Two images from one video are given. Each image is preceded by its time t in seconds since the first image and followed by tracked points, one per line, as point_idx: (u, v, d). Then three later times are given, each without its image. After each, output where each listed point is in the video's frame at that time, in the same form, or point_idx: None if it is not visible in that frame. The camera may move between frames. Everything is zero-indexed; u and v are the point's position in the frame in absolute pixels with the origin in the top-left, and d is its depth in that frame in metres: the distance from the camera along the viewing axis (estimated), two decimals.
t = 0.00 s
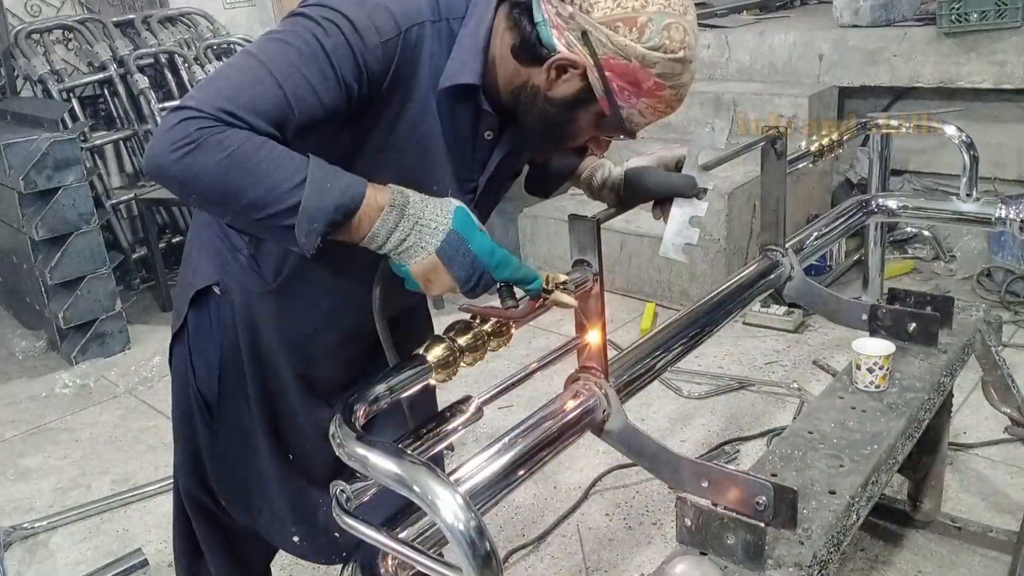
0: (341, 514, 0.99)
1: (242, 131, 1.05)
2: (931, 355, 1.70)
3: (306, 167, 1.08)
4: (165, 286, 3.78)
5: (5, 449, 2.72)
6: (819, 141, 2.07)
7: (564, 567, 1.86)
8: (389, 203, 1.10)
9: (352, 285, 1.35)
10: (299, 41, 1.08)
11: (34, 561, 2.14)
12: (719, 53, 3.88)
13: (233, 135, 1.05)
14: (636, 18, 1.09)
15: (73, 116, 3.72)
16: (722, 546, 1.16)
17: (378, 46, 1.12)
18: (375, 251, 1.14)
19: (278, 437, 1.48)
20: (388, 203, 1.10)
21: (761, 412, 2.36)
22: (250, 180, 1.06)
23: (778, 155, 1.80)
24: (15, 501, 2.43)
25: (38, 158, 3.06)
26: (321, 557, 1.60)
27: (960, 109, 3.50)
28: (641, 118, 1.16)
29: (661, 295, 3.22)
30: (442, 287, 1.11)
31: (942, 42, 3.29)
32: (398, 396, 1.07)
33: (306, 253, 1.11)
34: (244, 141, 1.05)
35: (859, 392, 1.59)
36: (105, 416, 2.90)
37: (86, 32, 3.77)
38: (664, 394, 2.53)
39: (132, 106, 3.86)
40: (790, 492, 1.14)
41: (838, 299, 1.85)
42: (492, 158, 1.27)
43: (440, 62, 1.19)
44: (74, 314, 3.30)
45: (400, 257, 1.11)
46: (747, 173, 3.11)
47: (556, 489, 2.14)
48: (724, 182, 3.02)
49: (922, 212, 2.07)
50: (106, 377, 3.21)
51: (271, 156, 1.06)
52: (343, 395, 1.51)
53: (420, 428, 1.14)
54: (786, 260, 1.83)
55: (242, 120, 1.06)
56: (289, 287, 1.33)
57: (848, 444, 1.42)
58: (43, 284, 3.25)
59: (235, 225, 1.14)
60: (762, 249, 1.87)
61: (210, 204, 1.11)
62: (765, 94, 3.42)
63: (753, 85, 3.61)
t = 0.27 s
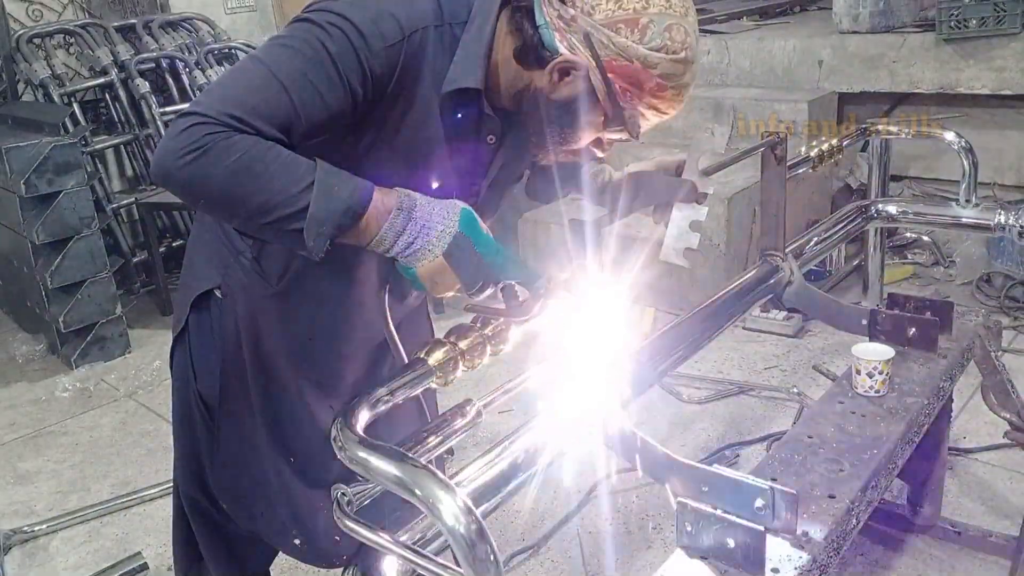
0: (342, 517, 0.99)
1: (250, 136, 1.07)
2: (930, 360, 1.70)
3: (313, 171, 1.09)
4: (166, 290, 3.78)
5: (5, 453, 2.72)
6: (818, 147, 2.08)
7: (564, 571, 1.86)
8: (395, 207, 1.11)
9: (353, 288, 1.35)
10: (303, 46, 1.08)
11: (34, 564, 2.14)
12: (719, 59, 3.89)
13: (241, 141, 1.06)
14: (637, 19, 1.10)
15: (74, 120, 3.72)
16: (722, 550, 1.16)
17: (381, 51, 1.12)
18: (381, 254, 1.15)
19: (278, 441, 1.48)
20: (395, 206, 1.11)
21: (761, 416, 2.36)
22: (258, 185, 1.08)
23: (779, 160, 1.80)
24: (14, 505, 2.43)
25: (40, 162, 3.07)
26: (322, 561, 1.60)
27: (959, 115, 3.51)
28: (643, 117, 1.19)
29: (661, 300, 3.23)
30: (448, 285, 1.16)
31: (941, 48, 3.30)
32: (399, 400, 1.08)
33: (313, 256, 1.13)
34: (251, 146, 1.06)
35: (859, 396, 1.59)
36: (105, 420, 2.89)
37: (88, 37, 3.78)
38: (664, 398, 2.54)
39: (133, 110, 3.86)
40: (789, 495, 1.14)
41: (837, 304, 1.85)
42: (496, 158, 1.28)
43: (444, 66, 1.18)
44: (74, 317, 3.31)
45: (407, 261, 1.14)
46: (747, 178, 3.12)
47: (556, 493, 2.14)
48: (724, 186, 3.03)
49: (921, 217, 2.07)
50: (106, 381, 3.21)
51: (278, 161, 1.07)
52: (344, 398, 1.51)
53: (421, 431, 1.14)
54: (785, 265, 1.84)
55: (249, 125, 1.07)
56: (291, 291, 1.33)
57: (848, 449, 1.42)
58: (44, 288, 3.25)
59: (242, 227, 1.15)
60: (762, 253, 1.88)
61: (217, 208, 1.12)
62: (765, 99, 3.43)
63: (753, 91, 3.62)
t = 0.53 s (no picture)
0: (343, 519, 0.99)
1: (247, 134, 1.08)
2: (930, 362, 1.70)
3: (309, 173, 1.09)
4: (166, 293, 3.78)
5: (6, 456, 2.72)
6: (818, 150, 2.08)
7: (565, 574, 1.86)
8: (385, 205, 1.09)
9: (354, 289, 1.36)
10: (304, 47, 1.09)
11: (34, 567, 2.14)
12: (719, 62, 3.90)
13: (238, 139, 1.07)
14: (637, 21, 1.10)
15: (75, 122, 3.73)
16: (723, 553, 1.17)
17: (381, 53, 1.12)
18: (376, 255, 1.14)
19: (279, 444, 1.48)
20: (391, 207, 1.10)
21: (761, 419, 2.37)
22: (253, 184, 1.08)
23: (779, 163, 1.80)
24: (15, 507, 2.43)
25: (41, 165, 3.08)
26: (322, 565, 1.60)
27: (959, 118, 3.51)
28: (644, 121, 1.17)
29: (661, 302, 3.23)
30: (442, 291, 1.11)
31: (941, 51, 3.31)
32: (401, 402, 1.08)
33: (309, 256, 1.12)
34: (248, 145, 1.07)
35: (859, 399, 1.59)
36: (105, 423, 2.90)
37: (89, 40, 3.80)
38: (663, 400, 2.54)
39: (134, 113, 3.87)
40: (790, 498, 1.13)
41: (837, 306, 1.85)
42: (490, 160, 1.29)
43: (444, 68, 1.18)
44: (75, 320, 3.31)
45: (403, 261, 1.11)
46: (747, 180, 3.13)
47: (556, 496, 2.14)
48: (724, 189, 3.04)
49: (921, 220, 2.08)
50: (106, 384, 3.21)
51: (274, 160, 1.07)
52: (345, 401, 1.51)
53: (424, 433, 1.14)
54: (785, 268, 1.83)
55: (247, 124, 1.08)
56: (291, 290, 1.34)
57: (848, 451, 1.43)
58: (45, 291, 3.25)
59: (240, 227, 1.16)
60: (762, 256, 1.88)
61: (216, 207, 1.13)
62: (765, 102, 3.44)
63: (753, 94, 3.63)
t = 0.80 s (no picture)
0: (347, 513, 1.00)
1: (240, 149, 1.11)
2: (932, 358, 1.70)
3: (307, 178, 1.12)
4: (168, 289, 3.79)
5: (10, 452, 2.73)
6: (820, 146, 2.08)
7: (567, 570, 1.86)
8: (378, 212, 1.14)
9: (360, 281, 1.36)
10: (297, 50, 1.09)
11: (38, 563, 2.15)
12: (721, 58, 3.89)
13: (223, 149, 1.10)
14: None
15: (76, 120, 3.73)
16: (726, 548, 1.17)
17: (373, 50, 1.12)
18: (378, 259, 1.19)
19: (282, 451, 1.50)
20: (386, 212, 1.14)
21: (763, 415, 2.37)
22: (249, 191, 1.11)
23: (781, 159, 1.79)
24: (18, 503, 2.44)
25: (43, 162, 3.08)
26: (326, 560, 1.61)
27: (961, 114, 3.51)
28: (636, 98, 1.16)
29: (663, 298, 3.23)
30: (439, 287, 1.19)
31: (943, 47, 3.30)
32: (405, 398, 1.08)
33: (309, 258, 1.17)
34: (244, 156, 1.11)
35: (861, 394, 1.59)
36: (108, 419, 2.90)
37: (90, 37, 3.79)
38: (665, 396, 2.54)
39: (135, 110, 3.87)
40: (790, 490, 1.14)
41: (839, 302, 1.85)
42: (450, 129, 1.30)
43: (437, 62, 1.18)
44: (77, 317, 3.31)
45: (399, 264, 1.17)
46: (749, 177, 3.12)
47: (559, 492, 2.15)
48: (726, 186, 3.04)
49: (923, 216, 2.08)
50: (109, 380, 3.22)
51: (264, 168, 1.10)
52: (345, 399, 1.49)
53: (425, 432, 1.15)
54: (787, 264, 1.84)
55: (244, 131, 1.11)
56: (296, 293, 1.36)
57: (851, 446, 1.43)
58: (47, 288, 3.26)
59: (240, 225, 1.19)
60: (764, 253, 1.88)
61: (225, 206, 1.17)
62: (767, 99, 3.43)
63: (755, 90, 3.63)
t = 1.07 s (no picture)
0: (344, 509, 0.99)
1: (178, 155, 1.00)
2: (932, 353, 1.70)
3: (234, 172, 1.00)
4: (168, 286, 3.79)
5: (10, 449, 2.73)
6: (820, 141, 2.07)
7: (568, 566, 1.86)
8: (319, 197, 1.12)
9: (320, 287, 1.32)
10: (177, 33, 1.00)
11: (38, 561, 2.15)
12: (720, 53, 3.89)
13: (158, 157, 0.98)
14: None
15: (75, 116, 3.73)
16: (725, 544, 1.18)
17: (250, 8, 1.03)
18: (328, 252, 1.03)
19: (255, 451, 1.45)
20: (309, 197, 0.99)
21: (763, 411, 2.36)
22: (178, 192, 0.98)
23: (780, 156, 1.77)
24: (19, 501, 2.44)
25: (42, 159, 3.08)
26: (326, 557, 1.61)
27: (961, 109, 3.50)
28: None
29: (663, 294, 3.23)
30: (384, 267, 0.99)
31: (943, 42, 3.29)
32: (404, 396, 1.09)
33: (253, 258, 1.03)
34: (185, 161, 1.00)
35: (861, 390, 1.59)
36: (108, 416, 2.90)
37: (89, 33, 3.77)
38: (665, 392, 2.54)
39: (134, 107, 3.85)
40: (790, 489, 1.13)
41: (839, 298, 1.85)
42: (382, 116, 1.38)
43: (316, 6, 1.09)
44: (77, 314, 3.31)
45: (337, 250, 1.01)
46: (749, 172, 3.12)
47: (559, 488, 2.15)
48: (725, 181, 3.03)
49: (923, 212, 2.07)
50: (109, 377, 3.22)
51: (195, 171, 0.98)
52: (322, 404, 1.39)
53: (424, 429, 1.15)
54: (787, 261, 1.83)
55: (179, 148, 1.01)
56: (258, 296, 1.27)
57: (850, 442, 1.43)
58: (46, 284, 3.26)
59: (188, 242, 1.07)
60: (764, 248, 1.87)
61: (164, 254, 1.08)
62: (767, 94, 3.42)
63: (754, 86, 3.62)
